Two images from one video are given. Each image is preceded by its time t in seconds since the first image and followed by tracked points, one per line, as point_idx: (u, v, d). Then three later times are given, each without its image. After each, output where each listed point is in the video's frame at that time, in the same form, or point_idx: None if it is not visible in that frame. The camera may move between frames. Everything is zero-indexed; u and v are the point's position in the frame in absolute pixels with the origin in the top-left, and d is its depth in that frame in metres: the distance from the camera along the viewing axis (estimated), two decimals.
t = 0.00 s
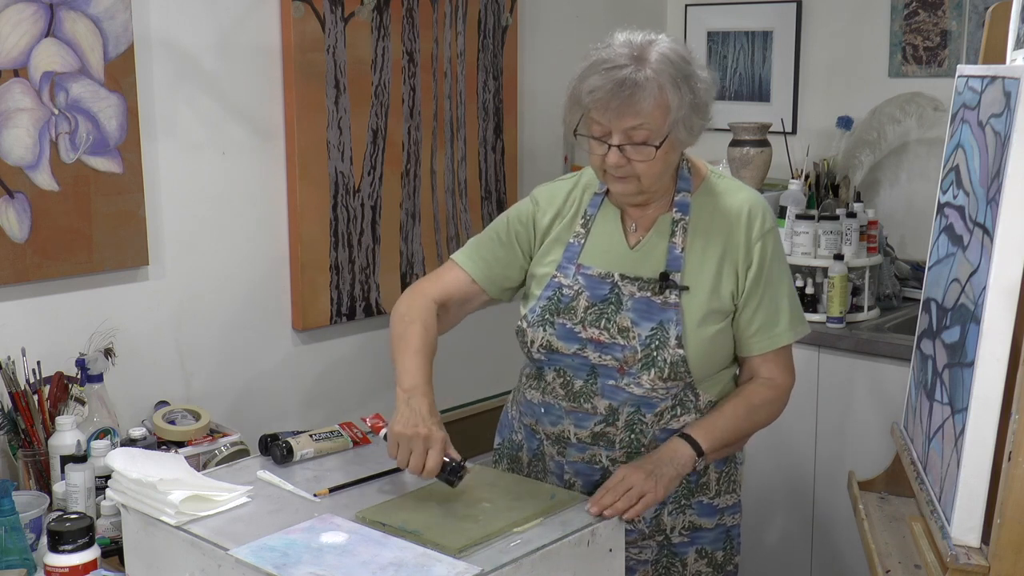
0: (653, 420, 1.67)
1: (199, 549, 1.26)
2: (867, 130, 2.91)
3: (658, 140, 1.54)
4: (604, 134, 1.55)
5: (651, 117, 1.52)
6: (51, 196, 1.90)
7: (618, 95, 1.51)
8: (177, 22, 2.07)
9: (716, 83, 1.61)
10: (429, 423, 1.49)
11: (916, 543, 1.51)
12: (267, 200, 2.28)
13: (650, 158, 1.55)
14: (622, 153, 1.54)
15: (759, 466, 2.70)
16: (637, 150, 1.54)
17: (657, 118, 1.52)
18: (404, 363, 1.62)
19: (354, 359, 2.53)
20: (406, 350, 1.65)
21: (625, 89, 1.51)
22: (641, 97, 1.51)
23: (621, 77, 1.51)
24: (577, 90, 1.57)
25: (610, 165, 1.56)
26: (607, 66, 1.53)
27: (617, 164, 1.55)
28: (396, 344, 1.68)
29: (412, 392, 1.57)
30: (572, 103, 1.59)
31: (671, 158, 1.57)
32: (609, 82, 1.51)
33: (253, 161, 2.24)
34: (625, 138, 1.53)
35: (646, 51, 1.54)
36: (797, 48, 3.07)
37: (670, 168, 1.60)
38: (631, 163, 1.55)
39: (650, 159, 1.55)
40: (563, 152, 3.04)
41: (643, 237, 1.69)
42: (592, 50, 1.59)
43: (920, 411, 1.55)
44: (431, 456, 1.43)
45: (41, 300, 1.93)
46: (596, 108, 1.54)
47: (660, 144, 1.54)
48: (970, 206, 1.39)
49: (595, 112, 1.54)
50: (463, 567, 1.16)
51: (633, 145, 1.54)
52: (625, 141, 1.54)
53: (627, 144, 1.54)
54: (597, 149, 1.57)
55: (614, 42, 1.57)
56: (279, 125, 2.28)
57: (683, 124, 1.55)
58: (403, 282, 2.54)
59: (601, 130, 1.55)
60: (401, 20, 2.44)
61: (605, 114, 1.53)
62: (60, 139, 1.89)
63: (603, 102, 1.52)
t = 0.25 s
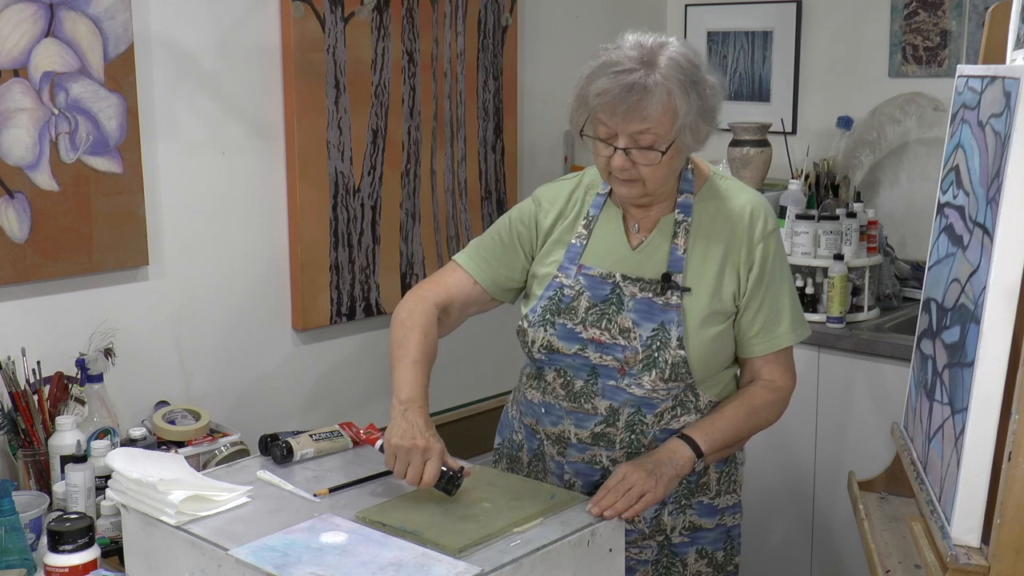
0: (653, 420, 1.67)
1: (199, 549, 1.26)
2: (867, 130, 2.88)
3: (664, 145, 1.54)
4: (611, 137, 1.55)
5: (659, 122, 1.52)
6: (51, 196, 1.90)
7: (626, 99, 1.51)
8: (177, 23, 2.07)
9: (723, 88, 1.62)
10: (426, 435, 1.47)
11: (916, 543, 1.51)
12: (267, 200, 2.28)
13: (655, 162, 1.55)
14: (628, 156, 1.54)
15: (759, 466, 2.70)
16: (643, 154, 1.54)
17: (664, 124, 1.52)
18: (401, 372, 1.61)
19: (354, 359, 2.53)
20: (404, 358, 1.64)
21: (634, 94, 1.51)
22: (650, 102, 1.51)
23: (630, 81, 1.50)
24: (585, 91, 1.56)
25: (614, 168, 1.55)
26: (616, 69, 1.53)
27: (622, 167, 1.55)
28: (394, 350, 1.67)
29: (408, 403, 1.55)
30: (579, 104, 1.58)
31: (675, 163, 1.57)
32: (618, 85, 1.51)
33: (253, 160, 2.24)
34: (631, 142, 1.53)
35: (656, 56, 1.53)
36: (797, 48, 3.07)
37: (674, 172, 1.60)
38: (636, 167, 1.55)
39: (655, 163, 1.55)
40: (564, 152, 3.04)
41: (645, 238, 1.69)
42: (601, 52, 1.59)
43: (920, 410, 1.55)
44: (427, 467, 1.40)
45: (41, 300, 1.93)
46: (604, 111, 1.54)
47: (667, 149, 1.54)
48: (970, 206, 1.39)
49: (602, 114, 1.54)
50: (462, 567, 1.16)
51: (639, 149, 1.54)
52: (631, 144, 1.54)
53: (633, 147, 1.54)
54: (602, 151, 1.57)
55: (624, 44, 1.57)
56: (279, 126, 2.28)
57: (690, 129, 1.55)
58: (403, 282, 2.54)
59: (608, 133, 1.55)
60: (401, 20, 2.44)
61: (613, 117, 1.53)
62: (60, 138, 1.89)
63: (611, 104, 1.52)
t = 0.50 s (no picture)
0: (653, 421, 1.67)
1: (199, 549, 1.26)
2: (867, 130, 2.88)
3: (669, 148, 1.54)
4: (616, 138, 1.54)
5: (665, 125, 1.52)
6: (51, 196, 1.90)
7: (633, 101, 1.51)
8: (177, 23, 2.07)
9: (728, 92, 1.62)
10: (430, 436, 1.46)
11: (915, 543, 1.51)
12: (267, 199, 2.28)
13: (659, 164, 1.55)
14: (632, 157, 1.54)
15: (759, 466, 2.70)
16: (647, 156, 1.54)
17: (670, 127, 1.52)
18: (402, 370, 1.61)
19: (353, 359, 2.53)
20: (405, 356, 1.63)
21: (642, 96, 1.51)
22: (658, 105, 1.51)
23: (639, 83, 1.50)
24: (591, 91, 1.56)
25: (618, 168, 1.55)
26: (624, 70, 1.52)
27: (626, 168, 1.55)
28: (394, 347, 1.66)
29: (411, 403, 1.55)
30: (585, 103, 1.58)
31: (679, 166, 1.58)
32: (626, 87, 1.51)
33: (253, 160, 2.24)
34: (636, 143, 1.53)
35: (664, 59, 1.53)
36: (797, 48, 3.07)
37: (677, 175, 1.60)
38: (639, 168, 1.55)
39: (659, 166, 1.55)
40: (564, 152, 3.04)
41: (646, 239, 1.69)
42: (609, 52, 1.59)
43: (920, 411, 1.55)
44: (430, 468, 1.40)
45: (41, 300, 1.93)
46: (609, 111, 1.53)
47: (671, 153, 1.54)
48: (970, 206, 1.39)
49: (608, 115, 1.54)
50: (462, 567, 1.16)
51: (644, 151, 1.54)
52: (636, 146, 1.54)
53: (637, 149, 1.54)
54: (606, 151, 1.56)
55: (632, 45, 1.57)
56: (279, 126, 2.28)
57: (695, 133, 1.55)
58: (403, 282, 2.54)
59: (613, 134, 1.55)
60: (401, 20, 2.44)
61: (618, 118, 1.53)
62: (60, 138, 1.89)
63: (618, 105, 1.52)
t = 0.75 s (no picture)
0: (653, 421, 1.67)
1: (199, 549, 1.26)
2: (867, 130, 2.88)
3: (670, 149, 1.54)
4: (617, 138, 1.54)
5: (667, 126, 1.52)
6: (51, 196, 1.90)
7: (634, 101, 1.51)
8: (177, 23, 2.07)
9: (730, 92, 1.62)
10: (434, 435, 1.46)
11: (915, 543, 1.51)
12: (267, 200, 2.28)
13: (660, 165, 1.55)
14: (633, 158, 1.54)
15: (759, 466, 2.70)
16: (648, 156, 1.54)
17: (672, 128, 1.52)
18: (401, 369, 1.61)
19: (353, 359, 2.53)
20: (408, 353, 1.63)
21: (644, 97, 1.51)
22: (659, 106, 1.51)
23: (640, 84, 1.50)
24: (593, 91, 1.56)
25: (619, 168, 1.55)
26: (626, 70, 1.52)
27: (627, 169, 1.55)
28: (394, 345, 1.66)
29: (417, 400, 1.54)
30: (586, 103, 1.58)
31: (680, 166, 1.58)
32: (628, 88, 1.51)
33: (253, 161, 2.24)
34: (637, 144, 1.53)
35: (666, 59, 1.53)
36: (797, 47, 3.07)
37: (678, 175, 1.60)
38: (640, 168, 1.55)
39: (660, 166, 1.55)
40: (564, 152, 3.04)
41: (646, 239, 1.69)
42: (610, 52, 1.58)
43: (920, 411, 1.55)
44: (432, 469, 1.40)
45: (41, 300, 1.93)
46: (611, 112, 1.53)
47: (672, 153, 1.54)
48: (970, 206, 1.39)
49: (610, 115, 1.53)
50: (462, 567, 1.16)
51: (645, 151, 1.54)
52: (637, 147, 1.54)
53: (638, 149, 1.54)
54: (607, 151, 1.56)
55: (634, 45, 1.56)
56: (279, 126, 2.28)
57: (696, 133, 1.55)
58: (403, 282, 2.55)
59: (614, 134, 1.55)
60: (401, 20, 2.44)
61: (620, 118, 1.53)
62: (60, 138, 1.89)
63: (619, 106, 1.52)
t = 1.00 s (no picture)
0: (652, 421, 1.67)
1: (199, 549, 1.26)
2: (867, 130, 2.88)
3: (669, 150, 1.54)
4: (617, 139, 1.54)
5: (666, 127, 1.52)
6: (51, 196, 1.90)
7: (634, 102, 1.51)
8: (177, 23, 2.07)
9: (730, 93, 1.62)
10: (441, 433, 1.44)
11: (915, 543, 1.51)
12: (267, 200, 2.28)
13: (660, 166, 1.55)
14: (633, 159, 1.54)
15: (759, 466, 2.70)
16: (648, 157, 1.54)
17: (671, 129, 1.52)
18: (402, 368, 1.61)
19: (353, 359, 2.53)
20: (413, 349, 1.62)
21: (644, 98, 1.51)
22: (659, 107, 1.51)
23: (640, 85, 1.50)
24: (592, 92, 1.56)
25: (619, 169, 1.55)
26: (625, 72, 1.52)
27: (627, 170, 1.55)
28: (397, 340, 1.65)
29: (425, 394, 1.53)
30: (585, 104, 1.58)
31: (679, 167, 1.58)
32: (627, 89, 1.51)
33: (253, 160, 2.24)
34: (637, 145, 1.53)
35: (666, 60, 1.53)
36: (797, 48, 3.07)
37: (678, 176, 1.60)
38: (640, 169, 1.55)
39: (660, 167, 1.55)
40: (564, 152, 3.04)
41: (646, 239, 1.69)
42: (609, 53, 1.59)
43: (920, 411, 1.55)
44: (437, 468, 1.39)
45: (41, 300, 1.93)
46: (610, 113, 1.53)
47: (671, 154, 1.54)
48: (970, 206, 1.39)
49: (609, 116, 1.53)
50: (463, 567, 1.16)
51: (645, 152, 1.54)
52: (637, 148, 1.54)
53: (638, 150, 1.54)
54: (607, 152, 1.56)
55: (633, 46, 1.56)
56: (279, 126, 2.28)
57: (696, 134, 1.55)
58: (403, 282, 2.55)
59: (614, 135, 1.54)
60: (401, 20, 2.44)
61: (619, 119, 1.53)
62: (60, 138, 1.89)
63: (619, 107, 1.52)
